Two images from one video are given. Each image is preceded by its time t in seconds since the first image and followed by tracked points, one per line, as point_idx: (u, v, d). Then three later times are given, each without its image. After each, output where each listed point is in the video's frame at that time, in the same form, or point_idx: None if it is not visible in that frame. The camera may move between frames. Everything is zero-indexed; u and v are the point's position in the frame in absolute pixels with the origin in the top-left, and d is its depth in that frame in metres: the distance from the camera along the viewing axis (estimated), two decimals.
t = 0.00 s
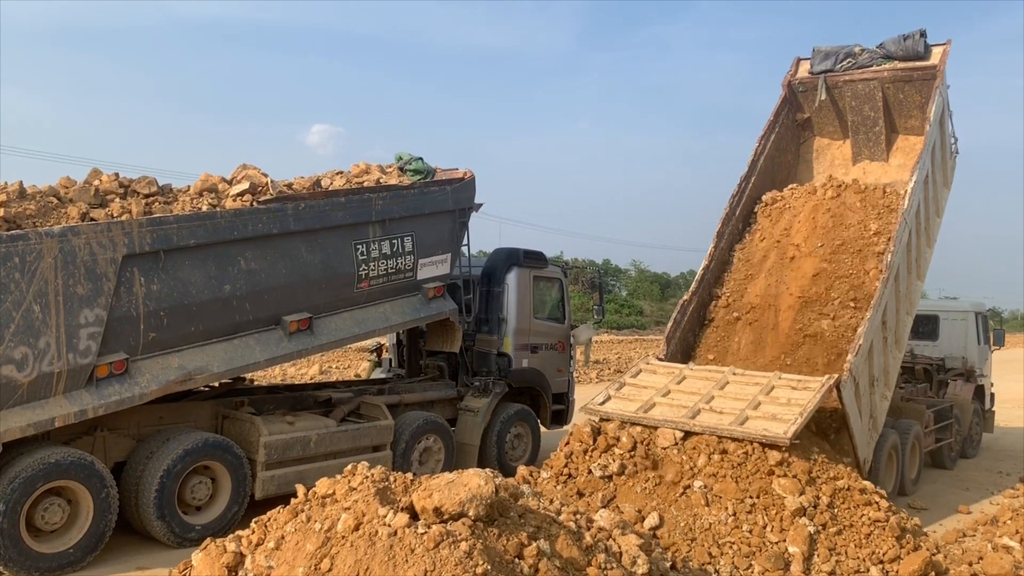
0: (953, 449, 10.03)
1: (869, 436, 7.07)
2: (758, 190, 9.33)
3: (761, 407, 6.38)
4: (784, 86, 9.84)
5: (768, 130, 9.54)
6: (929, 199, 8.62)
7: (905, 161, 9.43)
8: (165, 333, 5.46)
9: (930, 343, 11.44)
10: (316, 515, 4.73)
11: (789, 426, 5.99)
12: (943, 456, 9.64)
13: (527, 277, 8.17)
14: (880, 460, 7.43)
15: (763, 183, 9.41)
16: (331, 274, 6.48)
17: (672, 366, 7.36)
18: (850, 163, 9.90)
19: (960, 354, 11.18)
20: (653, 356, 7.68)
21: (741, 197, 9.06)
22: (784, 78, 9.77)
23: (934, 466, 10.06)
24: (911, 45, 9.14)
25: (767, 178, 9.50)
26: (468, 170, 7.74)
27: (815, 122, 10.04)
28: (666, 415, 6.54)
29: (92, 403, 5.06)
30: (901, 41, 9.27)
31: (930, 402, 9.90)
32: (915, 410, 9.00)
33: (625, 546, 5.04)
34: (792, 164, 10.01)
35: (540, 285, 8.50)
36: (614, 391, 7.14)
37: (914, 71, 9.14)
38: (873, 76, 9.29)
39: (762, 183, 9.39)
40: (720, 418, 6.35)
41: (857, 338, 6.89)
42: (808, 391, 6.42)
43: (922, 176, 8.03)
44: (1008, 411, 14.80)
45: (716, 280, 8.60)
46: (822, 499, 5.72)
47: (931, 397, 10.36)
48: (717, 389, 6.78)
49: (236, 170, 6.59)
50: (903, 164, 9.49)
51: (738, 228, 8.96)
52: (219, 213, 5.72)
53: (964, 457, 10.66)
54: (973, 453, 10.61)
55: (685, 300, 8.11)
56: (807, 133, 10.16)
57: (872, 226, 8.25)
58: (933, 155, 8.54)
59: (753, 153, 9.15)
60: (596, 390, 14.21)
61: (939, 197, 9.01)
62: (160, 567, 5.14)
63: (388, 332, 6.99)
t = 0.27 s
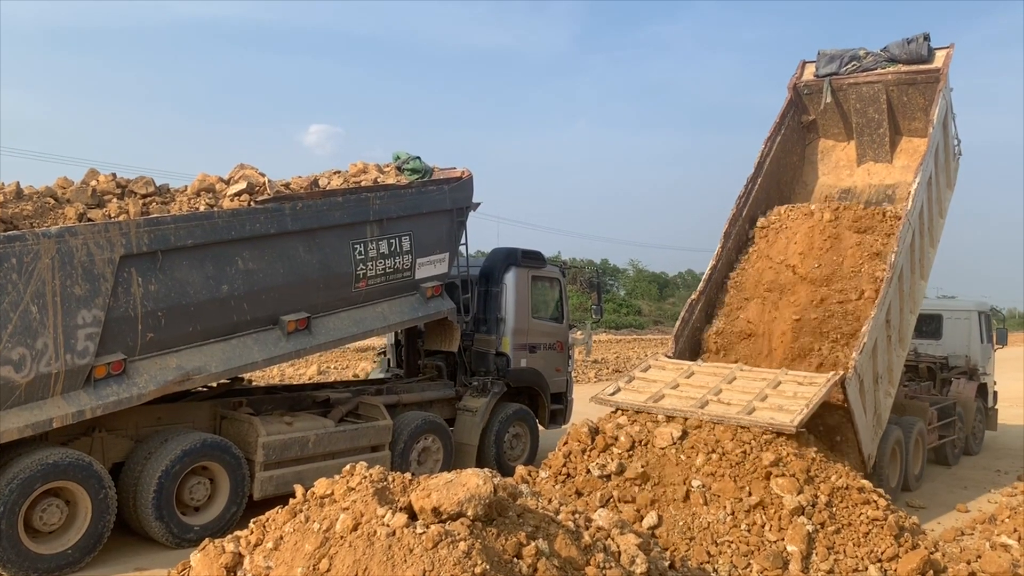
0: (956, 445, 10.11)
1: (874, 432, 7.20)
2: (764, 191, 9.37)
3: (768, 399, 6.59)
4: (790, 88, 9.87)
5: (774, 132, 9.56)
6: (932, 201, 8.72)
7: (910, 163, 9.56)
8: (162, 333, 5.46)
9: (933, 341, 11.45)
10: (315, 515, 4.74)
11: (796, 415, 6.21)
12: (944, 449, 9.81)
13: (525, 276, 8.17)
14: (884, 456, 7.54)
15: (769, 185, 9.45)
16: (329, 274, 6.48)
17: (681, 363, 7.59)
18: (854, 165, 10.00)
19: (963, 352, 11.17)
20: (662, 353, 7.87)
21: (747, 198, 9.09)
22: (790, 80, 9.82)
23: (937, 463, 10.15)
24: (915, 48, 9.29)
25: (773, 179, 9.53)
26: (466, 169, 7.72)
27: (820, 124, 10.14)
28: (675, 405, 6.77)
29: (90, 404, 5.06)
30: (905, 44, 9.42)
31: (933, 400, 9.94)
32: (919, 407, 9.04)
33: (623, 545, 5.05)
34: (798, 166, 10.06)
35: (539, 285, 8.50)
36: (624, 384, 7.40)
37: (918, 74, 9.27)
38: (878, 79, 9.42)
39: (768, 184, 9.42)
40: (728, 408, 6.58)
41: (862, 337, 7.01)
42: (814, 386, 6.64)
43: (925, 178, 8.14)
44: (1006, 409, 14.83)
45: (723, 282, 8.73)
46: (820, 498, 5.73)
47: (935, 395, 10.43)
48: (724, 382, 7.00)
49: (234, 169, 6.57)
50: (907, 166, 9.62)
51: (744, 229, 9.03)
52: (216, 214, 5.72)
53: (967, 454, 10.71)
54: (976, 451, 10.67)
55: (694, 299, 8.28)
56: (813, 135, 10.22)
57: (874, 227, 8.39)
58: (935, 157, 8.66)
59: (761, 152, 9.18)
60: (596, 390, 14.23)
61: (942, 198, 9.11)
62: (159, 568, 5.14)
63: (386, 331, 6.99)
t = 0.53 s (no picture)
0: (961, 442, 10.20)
1: (879, 427, 7.28)
2: (770, 192, 9.35)
3: (776, 393, 6.73)
4: (796, 91, 9.89)
5: (780, 133, 9.57)
6: (936, 201, 8.78)
7: (915, 164, 9.59)
8: (161, 333, 5.45)
9: (937, 340, 11.40)
10: (315, 515, 4.74)
11: (803, 407, 6.36)
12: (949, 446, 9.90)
13: (524, 276, 8.17)
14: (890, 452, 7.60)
15: (776, 185, 9.44)
16: (327, 273, 6.47)
17: (690, 359, 7.71)
18: (859, 166, 10.02)
19: (967, 350, 11.19)
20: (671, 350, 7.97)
21: (755, 198, 9.08)
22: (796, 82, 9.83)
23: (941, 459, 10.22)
24: (920, 52, 9.28)
25: (781, 180, 9.53)
26: (465, 167, 7.72)
27: (826, 126, 10.15)
28: (684, 397, 6.91)
29: (89, 404, 5.05)
30: (910, 48, 9.41)
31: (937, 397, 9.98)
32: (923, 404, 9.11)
33: (623, 544, 5.06)
34: (804, 167, 10.08)
35: (537, 284, 8.50)
36: (634, 377, 7.54)
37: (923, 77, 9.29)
38: (882, 81, 9.44)
39: (776, 184, 9.41)
40: (736, 401, 6.72)
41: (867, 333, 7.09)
42: (821, 380, 6.77)
43: (929, 178, 8.19)
44: (1006, 407, 14.85)
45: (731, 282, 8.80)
46: (819, 496, 5.74)
47: (939, 392, 10.49)
48: (733, 377, 7.15)
49: (232, 169, 6.55)
50: (913, 168, 9.67)
51: (753, 228, 9.03)
52: (214, 213, 5.71)
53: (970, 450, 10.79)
54: (979, 448, 10.74)
55: (703, 297, 8.36)
56: (818, 137, 10.26)
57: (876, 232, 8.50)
58: (940, 158, 8.71)
59: (767, 155, 9.19)
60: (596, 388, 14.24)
61: (946, 199, 9.15)
62: (159, 568, 5.14)
63: (385, 330, 6.98)
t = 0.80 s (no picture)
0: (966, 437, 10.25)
1: (884, 421, 7.38)
2: (777, 192, 9.36)
3: (785, 387, 6.88)
4: (801, 92, 9.88)
5: (786, 135, 9.57)
6: (940, 199, 8.82)
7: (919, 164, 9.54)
8: (160, 333, 5.45)
9: (942, 337, 11.44)
10: (314, 514, 4.75)
11: (811, 400, 6.49)
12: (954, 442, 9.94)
13: (524, 274, 8.16)
14: (895, 446, 7.69)
15: (783, 185, 9.45)
16: (326, 272, 6.47)
17: (700, 356, 7.83)
18: (864, 166, 9.99)
19: (972, 348, 11.21)
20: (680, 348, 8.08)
21: (761, 199, 9.10)
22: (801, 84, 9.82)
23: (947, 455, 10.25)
24: (923, 54, 9.35)
25: (787, 180, 9.54)
26: (463, 166, 7.73)
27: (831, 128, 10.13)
28: (695, 392, 7.05)
29: (89, 404, 5.05)
30: (913, 49, 9.48)
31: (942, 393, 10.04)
32: (928, 399, 9.19)
33: (623, 542, 5.07)
34: (809, 168, 10.07)
35: (537, 283, 8.49)
36: (645, 373, 7.67)
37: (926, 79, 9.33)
38: (886, 83, 9.45)
39: (782, 185, 9.42)
40: (746, 395, 6.86)
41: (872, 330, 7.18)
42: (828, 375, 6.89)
43: (933, 178, 8.23)
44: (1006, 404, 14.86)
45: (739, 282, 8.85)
46: (819, 494, 5.74)
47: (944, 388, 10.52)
48: (743, 373, 7.30)
49: (230, 168, 6.54)
50: (916, 168, 9.60)
51: (759, 229, 9.06)
52: (213, 212, 5.71)
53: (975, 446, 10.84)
54: (984, 443, 10.76)
55: (711, 295, 8.46)
56: (824, 138, 10.23)
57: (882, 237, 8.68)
58: (943, 158, 8.75)
59: (773, 156, 9.20)
60: (596, 387, 14.24)
61: (949, 198, 9.19)
62: (159, 568, 5.14)
63: (385, 329, 6.98)
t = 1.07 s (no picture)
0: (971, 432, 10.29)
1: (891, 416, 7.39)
2: (785, 191, 9.33)
3: (794, 381, 6.86)
4: (808, 93, 9.80)
5: (793, 135, 9.49)
6: (945, 198, 8.84)
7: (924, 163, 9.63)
8: (159, 332, 5.45)
9: (947, 333, 11.42)
10: (314, 513, 4.76)
11: (820, 395, 6.45)
12: (960, 436, 9.96)
13: (523, 272, 8.14)
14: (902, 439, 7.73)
15: (791, 184, 9.43)
16: (325, 270, 6.46)
17: (711, 353, 7.80)
18: (869, 165, 10.01)
19: (976, 344, 11.20)
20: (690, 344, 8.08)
21: (771, 197, 9.07)
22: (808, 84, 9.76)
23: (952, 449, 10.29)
24: (927, 54, 9.31)
25: (795, 179, 9.51)
26: (462, 163, 7.72)
27: (836, 127, 10.12)
28: (707, 389, 7.05)
29: (88, 403, 5.06)
30: (918, 50, 9.45)
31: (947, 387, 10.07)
32: (933, 394, 9.16)
33: (623, 540, 5.08)
34: (816, 167, 10.05)
35: (536, 281, 8.47)
36: (656, 371, 7.66)
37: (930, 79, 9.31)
38: (891, 84, 9.46)
39: (791, 183, 9.40)
40: (756, 390, 6.84)
41: (879, 325, 7.21)
42: (837, 371, 6.82)
43: (937, 177, 8.25)
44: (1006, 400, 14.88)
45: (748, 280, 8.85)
46: (819, 491, 5.73)
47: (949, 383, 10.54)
48: (753, 368, 7.28)
49: (228, 166, 6.51)
50: (922, 167, 9.69)
51: (769, 227, 9.05)
52: (211, 211, 5.70)
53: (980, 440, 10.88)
54: (988, 437, 10.80)
55: (722, 292, 8.47)
56: (829, 137, 10.22)
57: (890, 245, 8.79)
58: (947, 157, 8.78)
59: (781, 155, 9.16)
60: (597, 384, 14.25)
61: (954, 196, 9.20)
62: (159, 567, 5.15)
63: (384, 326, 6.98)
